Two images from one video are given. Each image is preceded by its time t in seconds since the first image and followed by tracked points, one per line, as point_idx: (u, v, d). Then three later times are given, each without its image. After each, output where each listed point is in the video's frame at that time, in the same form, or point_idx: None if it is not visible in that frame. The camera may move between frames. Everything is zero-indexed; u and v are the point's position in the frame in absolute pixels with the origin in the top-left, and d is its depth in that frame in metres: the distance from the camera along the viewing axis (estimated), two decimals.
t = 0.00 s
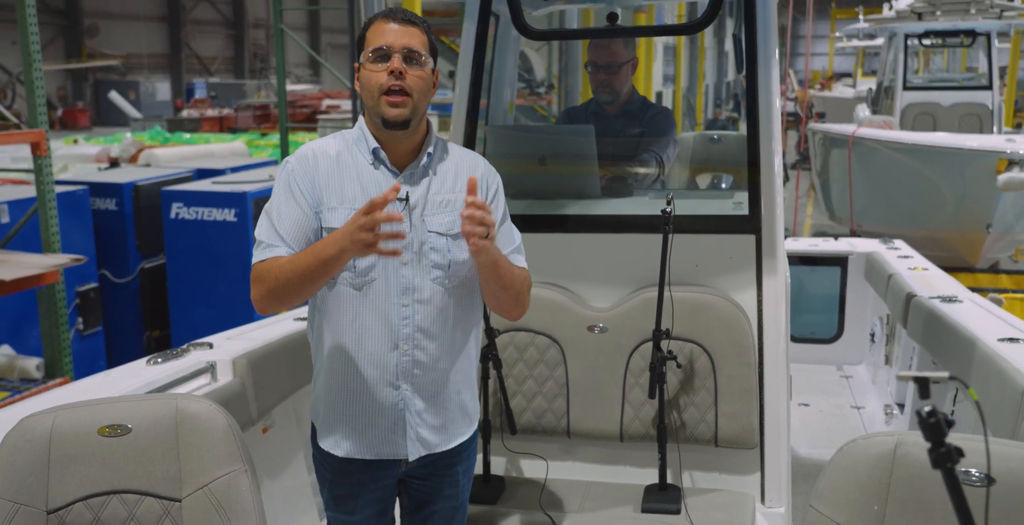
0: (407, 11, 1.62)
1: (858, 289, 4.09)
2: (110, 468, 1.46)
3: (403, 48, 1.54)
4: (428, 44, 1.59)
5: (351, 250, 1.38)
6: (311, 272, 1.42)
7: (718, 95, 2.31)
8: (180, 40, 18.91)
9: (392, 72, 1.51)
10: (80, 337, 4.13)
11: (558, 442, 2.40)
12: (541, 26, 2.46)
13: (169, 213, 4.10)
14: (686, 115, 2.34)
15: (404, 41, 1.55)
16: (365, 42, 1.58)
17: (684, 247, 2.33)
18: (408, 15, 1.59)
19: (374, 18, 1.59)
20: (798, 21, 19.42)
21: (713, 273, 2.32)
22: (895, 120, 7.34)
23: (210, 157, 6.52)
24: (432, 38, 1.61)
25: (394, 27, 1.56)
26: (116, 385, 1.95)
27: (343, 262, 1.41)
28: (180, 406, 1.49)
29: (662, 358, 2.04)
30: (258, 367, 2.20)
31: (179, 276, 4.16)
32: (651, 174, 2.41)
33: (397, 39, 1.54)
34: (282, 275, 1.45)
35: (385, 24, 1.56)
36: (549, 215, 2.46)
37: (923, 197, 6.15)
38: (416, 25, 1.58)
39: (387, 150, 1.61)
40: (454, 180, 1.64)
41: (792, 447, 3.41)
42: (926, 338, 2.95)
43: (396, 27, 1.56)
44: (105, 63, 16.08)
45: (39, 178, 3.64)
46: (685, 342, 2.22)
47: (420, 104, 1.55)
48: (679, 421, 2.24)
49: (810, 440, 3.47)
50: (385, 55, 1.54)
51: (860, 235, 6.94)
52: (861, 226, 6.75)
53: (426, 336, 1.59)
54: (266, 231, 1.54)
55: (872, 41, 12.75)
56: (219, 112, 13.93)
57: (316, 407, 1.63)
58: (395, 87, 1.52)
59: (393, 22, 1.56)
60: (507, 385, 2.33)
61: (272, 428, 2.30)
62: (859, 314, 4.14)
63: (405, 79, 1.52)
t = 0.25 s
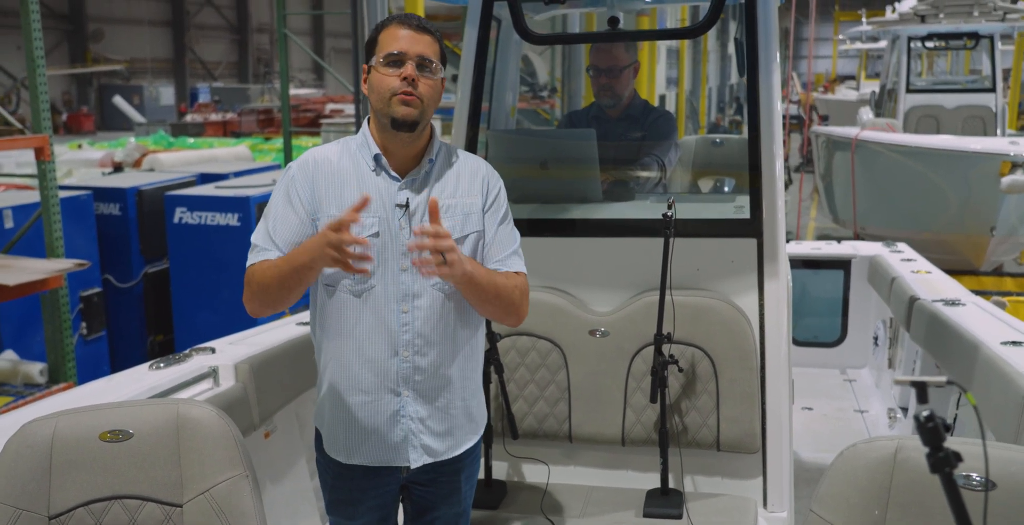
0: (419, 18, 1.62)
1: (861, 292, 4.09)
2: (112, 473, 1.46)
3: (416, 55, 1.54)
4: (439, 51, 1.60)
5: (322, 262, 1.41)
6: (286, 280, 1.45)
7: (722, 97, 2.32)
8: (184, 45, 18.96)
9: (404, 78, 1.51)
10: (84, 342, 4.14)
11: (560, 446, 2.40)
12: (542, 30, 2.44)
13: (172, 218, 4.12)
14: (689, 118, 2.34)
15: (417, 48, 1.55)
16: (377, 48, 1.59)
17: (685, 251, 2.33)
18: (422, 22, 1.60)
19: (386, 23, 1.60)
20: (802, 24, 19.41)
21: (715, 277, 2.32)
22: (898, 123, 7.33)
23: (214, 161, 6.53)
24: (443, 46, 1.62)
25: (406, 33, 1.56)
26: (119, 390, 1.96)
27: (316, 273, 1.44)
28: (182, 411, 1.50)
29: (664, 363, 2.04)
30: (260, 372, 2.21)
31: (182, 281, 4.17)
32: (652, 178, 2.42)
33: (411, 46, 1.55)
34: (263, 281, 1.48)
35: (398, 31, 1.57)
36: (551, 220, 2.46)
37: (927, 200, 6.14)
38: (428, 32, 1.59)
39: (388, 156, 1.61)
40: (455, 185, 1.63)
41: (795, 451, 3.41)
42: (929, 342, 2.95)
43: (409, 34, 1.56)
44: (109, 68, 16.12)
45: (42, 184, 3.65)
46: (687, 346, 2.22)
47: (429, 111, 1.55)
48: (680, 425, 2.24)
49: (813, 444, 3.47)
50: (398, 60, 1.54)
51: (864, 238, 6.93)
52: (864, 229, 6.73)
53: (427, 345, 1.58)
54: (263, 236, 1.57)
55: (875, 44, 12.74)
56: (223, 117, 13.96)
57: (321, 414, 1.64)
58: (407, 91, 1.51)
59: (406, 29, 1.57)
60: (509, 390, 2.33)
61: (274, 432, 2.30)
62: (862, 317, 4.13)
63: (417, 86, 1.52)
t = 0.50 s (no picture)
0: (429, 23, 1.62)
1: (865, 294, 4.08)
2: (114, 477, 1.47)
3: (429, 63, 1.55)
4: (449, 57, 1.60)
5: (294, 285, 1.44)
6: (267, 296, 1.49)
7: (726, 99, 2.32)
8: (189, 48, 19.00)
9: (416, 85, 1.53)
10: (89, 345, 4.15)
11: (562, 449, 2.40)
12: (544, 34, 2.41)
13: (177, 221, 4.12)
14: (693, 120, 2.36)
15: (429, 56, 1.55)
16: (388, 52, 1.58)
17: (687, 254, 2.32)
18: (435, 28, 1.60)
19: (397, 27, 1.59)
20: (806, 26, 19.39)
21: (717, 279, 2.31)
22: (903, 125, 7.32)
23: (219, 164, 6.55)
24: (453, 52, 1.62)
25: (418, 39, 1.56)
26: (122, 393, 1.96)
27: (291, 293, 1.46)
28: (184, 414, 1.50)
29: (666, 365, 2.03)
30: (263, 375, 2.21)
31: (186, 284, 4.17)
32: (655, 181, 2.42)
33: (423, 53, 1.55)
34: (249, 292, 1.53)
35: (410, 36, 1.56)
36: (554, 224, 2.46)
37: (932, 202, 6.12)
38: (440, 39, 1.59)
39: (388, 160, 1.61)
40: (455, 189, 1.63)
41: (799, 454, 3.40)
42: (933, 344, 2.94)
43: (420, 40, 1.56)
44: (114, 71, 16.16)
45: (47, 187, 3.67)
46: (690, 350, 2.22)
47: (436, 117, 1.56)
48: (683, 428, 2.24)
49: (817, 446, 3.46)
50: (411, 66, 1.54)
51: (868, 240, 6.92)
52: (869, 231, 6.71)
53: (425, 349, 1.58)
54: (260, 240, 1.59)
55: (880, 45, 12.72)
56: (228, 120, 13.99)
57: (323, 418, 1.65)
58: (417, 98, 1.53)
59: (418, 35, 1.56)
60: (511, 393, 2.33)
61: (277, 436, 2.30)
62: (867, 320, 4.12)
63: (428, 94, 1.53)
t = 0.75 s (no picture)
0: (429, 26, 1.62)
1: (870, 297, 4.07)
2: (117, 480, 1.47)
3: (429, 67, 1.55)
4: (448, 61, 1.60)
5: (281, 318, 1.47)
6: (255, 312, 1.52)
7: (732, 100, 2.30)
8: (195, 51, 19.05)
9: (416, 89, 1.53)
10: (94, 347, 4.16)
11: (565, 452, 2.40)
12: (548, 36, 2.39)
13: (182, 224, 4.13)
14: (698, 122, 2.36)
15: (429, 59, 1.56)
16: (386, 55, 1.59)
17: (690, 257, 2.32)
18: (434, 32, 1.60)
19: (395, 30, 1.60)
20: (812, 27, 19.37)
21: (721, 282, 2.31)
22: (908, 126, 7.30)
23: (224, 167, 6.56)
24: (454, 55, 1.62)
25: (417, 42, 1.56)
26: (126, 396, 1.97)
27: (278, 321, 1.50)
28: (186, 417, 1.51)
29: (669, 369, 2.03)
30: (267, 378, 2.21)
31: (191, 287, 4.18)
32: (659, 183, 2.42)
33: (423, 56, 1.55)
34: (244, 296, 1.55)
35: (409, 39, 1.57)
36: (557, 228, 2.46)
37: (937, 205, 6.11)
38: (439, 43, 1.59)
39: (388, 164, 1.62)
40: (456, 195, 1.63)
41: (803, 457, 3.39)
42: (938, 347, 2.93)
43: (420, 43, 1.56)
44: (121, 74, 16.21)
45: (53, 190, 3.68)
46: (693, 352, 2.22)
47: (437, 121, 1.56)
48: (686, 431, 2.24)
49: (821, 449, 3.46)
50: (411, 70, 1.55)
51: (874, 242, 6.90)
52: (874, 233, 6.71)
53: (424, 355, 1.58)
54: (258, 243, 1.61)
55: (886, 47, 12.70)
56: (234, 122, 14.02)
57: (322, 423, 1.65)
58: (418, 102, 1.53)
59: (417, 38, 1.57)
60: (514, 395, 2.33)
61: (281, 438, 2.31)
62: (872, 322, 4.11)
63: (429, 98, 1.53)
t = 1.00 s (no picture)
0: (419, 29, 1.63)
1: (874, 299, 4.07)
2: (116, 483, 1.47)
3: (418, 69, 1.56)
4: (438, 63, 1.60)
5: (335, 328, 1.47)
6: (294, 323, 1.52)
7: (736, 102, 2.31)
8: (200, 54, 19.09)
9: (405, 92, 1.52)
10: (98, 349, 4.17)
11: (566, 456, 2.39)
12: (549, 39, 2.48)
13: (186, 226, 4.14)
14: (703, 124, 2.34)
15: (416, 61, 1.56)
16: (375, 59, 1.59)
17: (691, 260, 2.32)
18: (423, 34, 1.61)
19: (384, 35, 1.60)
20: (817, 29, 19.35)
21: (722, 286, 2.31)
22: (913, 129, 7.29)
23: (228, 169, 6.57)
24: (443, 57, 1.63)
25: (406, 45, 1.57)
26: (128, 399, 1.97)
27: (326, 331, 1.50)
28: (186, 421, 1.51)
29: (670, 372, 2.03)
30: (268, 381, 2.22)
31: (194, 289, 4.19)
32: (661, 186, 2.41)
33: (410, 59, 1.56)
34: (270, 310, 1.55)
35: (398, 42, 1.57)
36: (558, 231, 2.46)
37: (942, 207, 6.10)
38: (428, 45, 1.59)
39: (380, 173, 1.61)
40: (450, 203, 1.63)
41: (806, 460, 3.39)
42: (941, 350, 2.93)
43: (408, 46, 1.57)
44: (126, 77, 16.25)
45: (57, 193, 3.69)
46: (694, 356, 2.22)
47: (427, 124, 1.56)
48: (687, 434, 2.24)
49: (824, 452, 3.45)
50: (400, 73, 1.55)
51: (878, 245, 6.89)
52: (879, 235, 6.71)
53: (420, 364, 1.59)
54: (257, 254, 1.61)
55: (891, 49, 12.68)
56: (239, 125, 14.05)
57: (316, 432, 1.65)
58: (407, 105, 1.53)
59: (406, 41, 1.57)
60: (516, 399, 2.33)
61: (282, 441, 2.31)
62: (875, 325, 4.11)
63: (417, 100, 1.53)
